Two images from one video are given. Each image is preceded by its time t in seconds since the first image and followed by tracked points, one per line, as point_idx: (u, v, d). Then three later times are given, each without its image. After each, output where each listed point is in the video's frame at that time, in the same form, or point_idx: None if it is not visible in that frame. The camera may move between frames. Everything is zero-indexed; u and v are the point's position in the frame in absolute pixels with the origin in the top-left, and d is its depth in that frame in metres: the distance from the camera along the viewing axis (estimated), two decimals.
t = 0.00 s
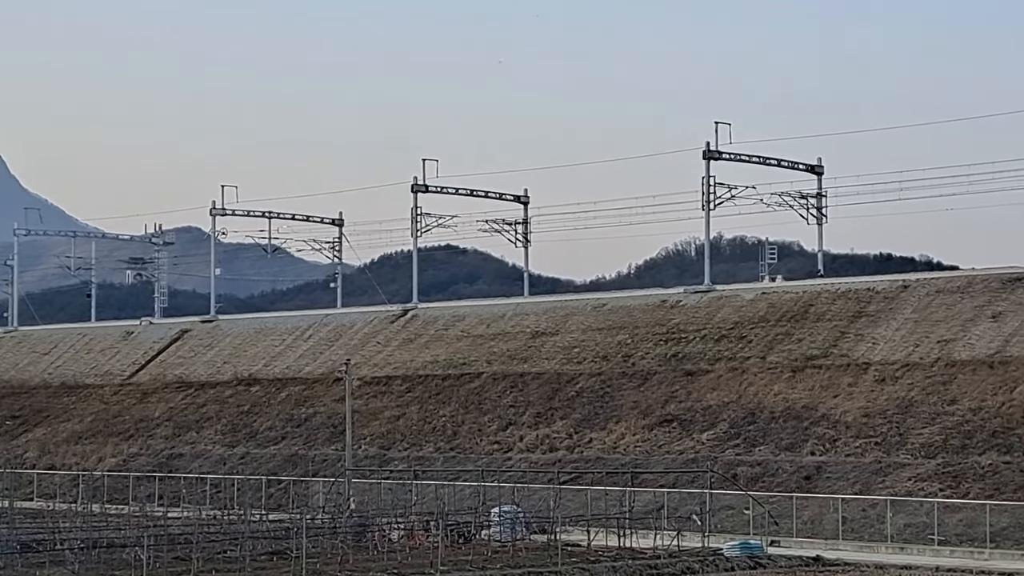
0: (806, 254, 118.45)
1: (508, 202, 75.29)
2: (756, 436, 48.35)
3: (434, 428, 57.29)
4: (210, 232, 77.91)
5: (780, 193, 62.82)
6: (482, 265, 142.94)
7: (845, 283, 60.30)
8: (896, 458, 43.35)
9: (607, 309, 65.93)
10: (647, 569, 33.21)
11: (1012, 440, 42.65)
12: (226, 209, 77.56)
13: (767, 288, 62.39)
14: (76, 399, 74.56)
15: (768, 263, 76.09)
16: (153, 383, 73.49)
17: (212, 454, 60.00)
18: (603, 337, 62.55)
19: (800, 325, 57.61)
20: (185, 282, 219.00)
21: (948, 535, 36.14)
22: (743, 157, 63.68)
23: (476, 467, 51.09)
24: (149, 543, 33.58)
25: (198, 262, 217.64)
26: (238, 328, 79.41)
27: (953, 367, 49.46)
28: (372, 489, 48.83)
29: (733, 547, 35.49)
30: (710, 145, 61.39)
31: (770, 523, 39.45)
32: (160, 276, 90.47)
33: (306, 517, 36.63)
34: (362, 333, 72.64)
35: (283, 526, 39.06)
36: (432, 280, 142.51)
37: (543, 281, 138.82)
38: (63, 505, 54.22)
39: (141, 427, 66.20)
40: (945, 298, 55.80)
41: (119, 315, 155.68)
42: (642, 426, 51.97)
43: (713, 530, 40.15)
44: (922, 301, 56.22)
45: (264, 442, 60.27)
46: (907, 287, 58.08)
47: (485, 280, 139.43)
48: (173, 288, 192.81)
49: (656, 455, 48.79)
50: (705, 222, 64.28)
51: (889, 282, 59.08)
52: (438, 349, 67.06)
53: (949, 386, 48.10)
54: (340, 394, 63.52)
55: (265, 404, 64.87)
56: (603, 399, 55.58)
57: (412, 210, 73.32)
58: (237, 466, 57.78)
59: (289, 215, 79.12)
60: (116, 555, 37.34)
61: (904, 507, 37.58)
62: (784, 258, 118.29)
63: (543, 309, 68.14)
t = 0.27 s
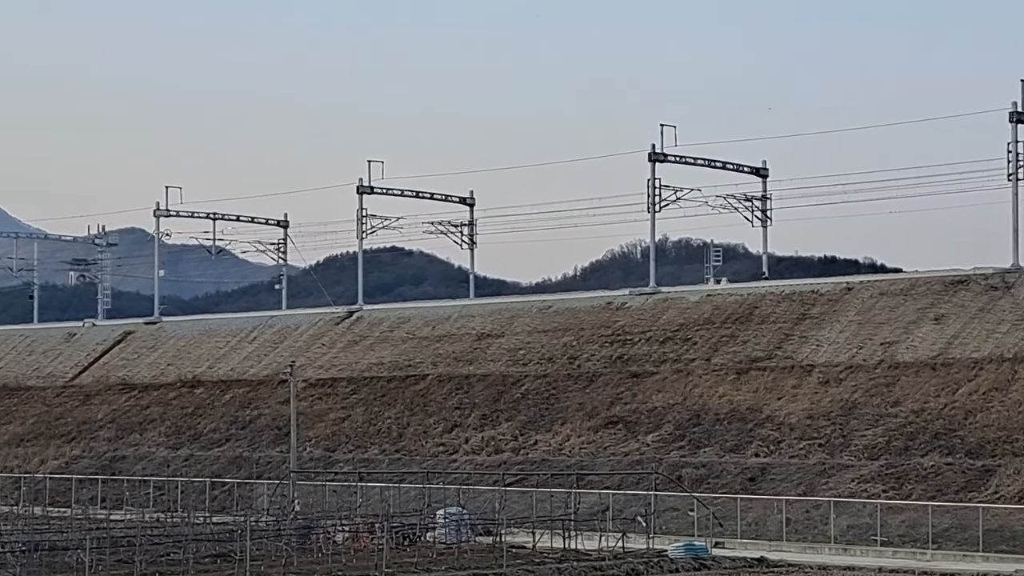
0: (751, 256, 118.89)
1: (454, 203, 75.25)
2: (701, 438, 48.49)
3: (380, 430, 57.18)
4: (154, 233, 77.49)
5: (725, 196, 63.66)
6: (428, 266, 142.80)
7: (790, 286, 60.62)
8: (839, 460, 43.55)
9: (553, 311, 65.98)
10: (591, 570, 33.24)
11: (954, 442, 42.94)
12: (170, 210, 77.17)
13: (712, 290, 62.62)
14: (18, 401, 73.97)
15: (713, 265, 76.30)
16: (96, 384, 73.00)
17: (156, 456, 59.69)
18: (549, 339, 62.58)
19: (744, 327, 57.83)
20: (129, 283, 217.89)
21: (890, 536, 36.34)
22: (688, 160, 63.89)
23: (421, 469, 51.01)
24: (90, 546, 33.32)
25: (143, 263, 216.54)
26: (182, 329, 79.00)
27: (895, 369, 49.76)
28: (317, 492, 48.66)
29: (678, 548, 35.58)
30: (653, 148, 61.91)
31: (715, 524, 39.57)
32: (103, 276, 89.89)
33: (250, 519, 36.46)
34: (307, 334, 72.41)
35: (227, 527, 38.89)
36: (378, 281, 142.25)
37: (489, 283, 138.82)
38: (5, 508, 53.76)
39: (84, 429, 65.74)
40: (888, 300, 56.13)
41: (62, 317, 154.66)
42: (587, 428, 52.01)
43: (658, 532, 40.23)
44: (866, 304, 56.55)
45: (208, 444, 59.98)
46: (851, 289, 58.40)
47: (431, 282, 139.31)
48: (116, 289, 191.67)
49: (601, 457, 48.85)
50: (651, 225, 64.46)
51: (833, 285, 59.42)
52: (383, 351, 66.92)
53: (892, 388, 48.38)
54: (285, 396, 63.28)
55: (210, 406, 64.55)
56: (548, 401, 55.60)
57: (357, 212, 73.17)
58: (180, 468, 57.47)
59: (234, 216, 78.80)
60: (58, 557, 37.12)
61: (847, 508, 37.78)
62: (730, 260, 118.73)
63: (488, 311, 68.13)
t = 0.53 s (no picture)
0: (693, 258, 119.31)
1: (396, 205, 75.12)
2: (642, 439, 48.59)
3: (321, 431, 57.00)
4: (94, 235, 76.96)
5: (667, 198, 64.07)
6: (371, 268, 142.53)
7: (731, 288, 60.85)
8: (780, 461, 43.73)
9: (495, 313, 65.97)
10: (533, 572, 33.22)
11: (893, 444, 43.19)
12: (110, 211, 76.66)
13: (653, 292, 62.79)
14: None
15: (654, 266, 76.48)
16: (34, 386, 72.42)
17: (95, 459, 59.27)
18: (491, 341, 62.56)
19: (685, 329, 58.00)
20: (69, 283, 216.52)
21: (830, 537, 36.51)
22: (630, 162, 64.04)
23: (363, 471, 50.88)
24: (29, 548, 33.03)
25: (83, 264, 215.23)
26: (122, 331, 78.50)
27: (836, 371, 50.01)
28: (258, 494, 48.42)
29: (620, 550, 35.59)
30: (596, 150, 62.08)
31: (656, 526, 39.65)
32: (42, 277, 89.19)
33: (191, 522, 36.23)
34: (248, 336, 72.10)
35: (168, 530, 38.68)
36: (320, 283, 141.86)
37: (431, 285, 138.70)
38: None
39: (22, 432, 65.19)
40: (829, 303, 56.43)
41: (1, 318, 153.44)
42: (529, 430, 52.01)
43: (599, 533, 40.27)
44: (807, 306, 56.82)
45: (148, 446, 59.62)
46: (791, 291, 58.68)
47: (374, 284, 139.07)
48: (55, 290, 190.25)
49: (543, 459, 48.85)
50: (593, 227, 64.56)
51: (774, 287, 59.70)
52: (325, 352, 66.71)
53: (832, 390, 48.62)
54: (225, 398, 62.97)
55: (150, 408, 64.16)
56: (490, 403, 55.58)
57: (299, 213, 72.92)
58: (120, 470, 57.09)
59: (174, 217, 78.37)
60: None
61: (788, 509, 37.94)
62: (673, 262, 119.09)
63: (430, 313, 68.04)
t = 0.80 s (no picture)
0: (640, 260, 119.60)
1: (343, 207, 74.97)
2: (588, 441, 48.66)
3: (266, 434, 56.80)
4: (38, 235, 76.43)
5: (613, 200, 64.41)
6: (317, 270, 142.18)
7: (677, 290, 61.02)
8: (725, 463, 43.88)
9: (441, 314, 65.93)
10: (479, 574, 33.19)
11: (837, 446, 43.40)
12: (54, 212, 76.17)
13: (600, 294, 62.92)
14: None
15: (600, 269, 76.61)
16: None
17: (38, 461, 58.85)
18: (437, 342, 62.52)
19: (631, 331, 58.13)
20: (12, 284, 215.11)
21: (775, 538, 36.65)
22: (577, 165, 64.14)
23: (309, 473, 50.74)
24: None
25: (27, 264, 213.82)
26: (66, 332, 78.00)
27: (781, 373, 50.23)
28: (202, 496, 48.18)
29: (566, 552, 35.58)
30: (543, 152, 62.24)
31: (601, 528, 39.70)
32: None
33: (134, 524, 36.01)
34: (193, 338, 71.77)
35: (111, 533, 38.43)
36: (266, 284, 141.39)
37: (378, 287, 138.45)
38: None
39: None
40: (774, 305, 56.66)
41: None
42: (475, 432, 51.98)
43: (545, 535, 40.29)
44: (752, 308, 57.04)
45: (92, 448, 59.25)
46: (737, 294, 58.89)
47: (320, 285, 138.72)
48: None
49: (489, 460, 48.84)
50: (539, 229, 64.62)
51: (719, 289, 59.91)
52: (270, 354, 66.49)
53: (777, 392, 48.83)
54: (170, 400, 62.64)
55: (93, 410, 63.76)
56: (436, 405, 55.54)
57: (245, 214, 72.66)
58: (63, 473, 56.71)
59: (119, 218, 77.94)
60: None
61: (733, 511, 38.11)
62: (620, 264, 119.30)
63: (377, 315, 67.93)
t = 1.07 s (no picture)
0: (595, 263, 119.78)
1: (298, 209, 74.80)
2: (542, 443, 48.69)
3: (220, 436, 56.59)
4: None
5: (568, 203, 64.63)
6: (272, 272, 141.82)
7: (631, 293, 61.15)
8: (679, 465, 43.98)
9: (396, 317, 65.85)
10: None
11: (790, 448, 43.56)
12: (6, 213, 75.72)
13: (555, 296, 63.00)
14: None
15: (555, 271, 76.69)
16: None
17: None
18: (392, 345, 62.44)
19: (586, 334, 58.22)
20: None
21: (728, 541, 36.75)
22: (532, 167, 64.21)
23: (262, 475, 50.58)
24: None
25: None
26: (18, 334, 77.55)
27: (735, 376, 50.39)
28: (155, 499, 47.97)
29: (520, 554, 35.51)
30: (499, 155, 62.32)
31: (555, 530, 39.72)
32: None
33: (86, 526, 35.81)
34: (146, 340, 71.44)
35: (62, 535, 38.23)
36: (220, 286, 140.92)
37: (333, 290, 138.20)
38: None
39: None
40: (728, 308, 56.84)
41: None
42: (429, 435, 51.94)
43: (499, 537, 40.29)
44: (706, 311, 57.20)
45: (43, 451, 58.90)
46: (692, 296, 59.05)
47: (274, 288, 138.36)
48: None
49: (443, 463, 48.80)
50: (494, 231, 64.65)
51: (674, 292, 60.06)
52: (224, 356, 66.25)
53: (731, 394, 48.99)
54: (123, 402, 62.34)
55: (45, 412, 63.39)
56: (391, 407, 55.47)
57: (199, 216, 72.40)
58: (14, 475, 56.36)
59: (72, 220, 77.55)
60: None
61: (687, 513, 38.21)
62: (575, 267, 119.43)
63: (331, 317, 67.80)
